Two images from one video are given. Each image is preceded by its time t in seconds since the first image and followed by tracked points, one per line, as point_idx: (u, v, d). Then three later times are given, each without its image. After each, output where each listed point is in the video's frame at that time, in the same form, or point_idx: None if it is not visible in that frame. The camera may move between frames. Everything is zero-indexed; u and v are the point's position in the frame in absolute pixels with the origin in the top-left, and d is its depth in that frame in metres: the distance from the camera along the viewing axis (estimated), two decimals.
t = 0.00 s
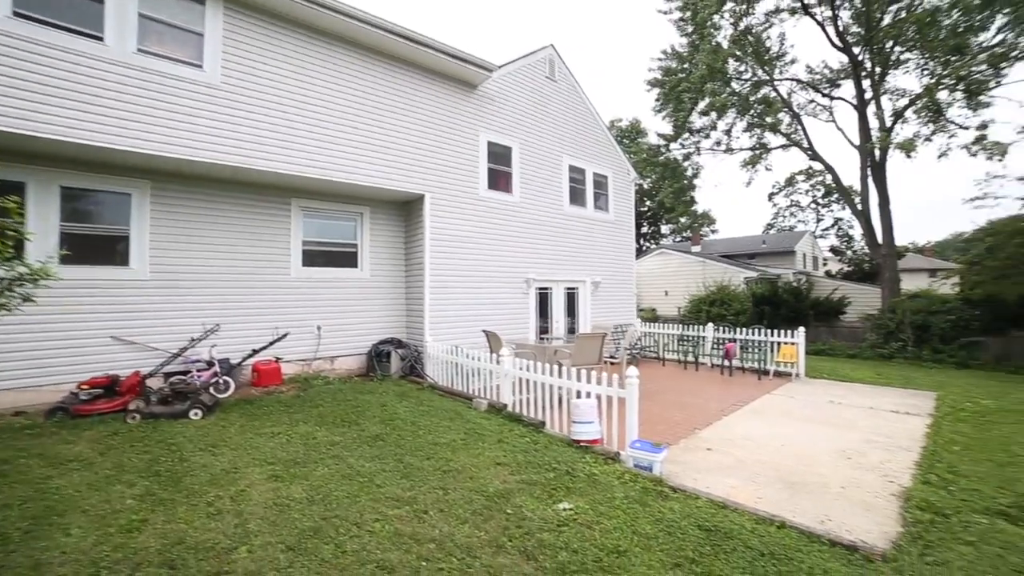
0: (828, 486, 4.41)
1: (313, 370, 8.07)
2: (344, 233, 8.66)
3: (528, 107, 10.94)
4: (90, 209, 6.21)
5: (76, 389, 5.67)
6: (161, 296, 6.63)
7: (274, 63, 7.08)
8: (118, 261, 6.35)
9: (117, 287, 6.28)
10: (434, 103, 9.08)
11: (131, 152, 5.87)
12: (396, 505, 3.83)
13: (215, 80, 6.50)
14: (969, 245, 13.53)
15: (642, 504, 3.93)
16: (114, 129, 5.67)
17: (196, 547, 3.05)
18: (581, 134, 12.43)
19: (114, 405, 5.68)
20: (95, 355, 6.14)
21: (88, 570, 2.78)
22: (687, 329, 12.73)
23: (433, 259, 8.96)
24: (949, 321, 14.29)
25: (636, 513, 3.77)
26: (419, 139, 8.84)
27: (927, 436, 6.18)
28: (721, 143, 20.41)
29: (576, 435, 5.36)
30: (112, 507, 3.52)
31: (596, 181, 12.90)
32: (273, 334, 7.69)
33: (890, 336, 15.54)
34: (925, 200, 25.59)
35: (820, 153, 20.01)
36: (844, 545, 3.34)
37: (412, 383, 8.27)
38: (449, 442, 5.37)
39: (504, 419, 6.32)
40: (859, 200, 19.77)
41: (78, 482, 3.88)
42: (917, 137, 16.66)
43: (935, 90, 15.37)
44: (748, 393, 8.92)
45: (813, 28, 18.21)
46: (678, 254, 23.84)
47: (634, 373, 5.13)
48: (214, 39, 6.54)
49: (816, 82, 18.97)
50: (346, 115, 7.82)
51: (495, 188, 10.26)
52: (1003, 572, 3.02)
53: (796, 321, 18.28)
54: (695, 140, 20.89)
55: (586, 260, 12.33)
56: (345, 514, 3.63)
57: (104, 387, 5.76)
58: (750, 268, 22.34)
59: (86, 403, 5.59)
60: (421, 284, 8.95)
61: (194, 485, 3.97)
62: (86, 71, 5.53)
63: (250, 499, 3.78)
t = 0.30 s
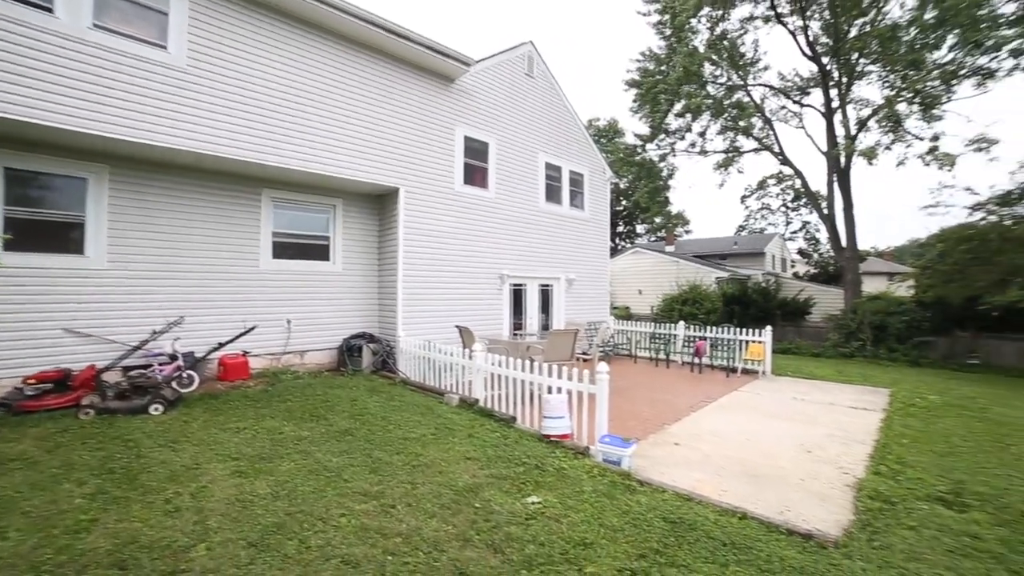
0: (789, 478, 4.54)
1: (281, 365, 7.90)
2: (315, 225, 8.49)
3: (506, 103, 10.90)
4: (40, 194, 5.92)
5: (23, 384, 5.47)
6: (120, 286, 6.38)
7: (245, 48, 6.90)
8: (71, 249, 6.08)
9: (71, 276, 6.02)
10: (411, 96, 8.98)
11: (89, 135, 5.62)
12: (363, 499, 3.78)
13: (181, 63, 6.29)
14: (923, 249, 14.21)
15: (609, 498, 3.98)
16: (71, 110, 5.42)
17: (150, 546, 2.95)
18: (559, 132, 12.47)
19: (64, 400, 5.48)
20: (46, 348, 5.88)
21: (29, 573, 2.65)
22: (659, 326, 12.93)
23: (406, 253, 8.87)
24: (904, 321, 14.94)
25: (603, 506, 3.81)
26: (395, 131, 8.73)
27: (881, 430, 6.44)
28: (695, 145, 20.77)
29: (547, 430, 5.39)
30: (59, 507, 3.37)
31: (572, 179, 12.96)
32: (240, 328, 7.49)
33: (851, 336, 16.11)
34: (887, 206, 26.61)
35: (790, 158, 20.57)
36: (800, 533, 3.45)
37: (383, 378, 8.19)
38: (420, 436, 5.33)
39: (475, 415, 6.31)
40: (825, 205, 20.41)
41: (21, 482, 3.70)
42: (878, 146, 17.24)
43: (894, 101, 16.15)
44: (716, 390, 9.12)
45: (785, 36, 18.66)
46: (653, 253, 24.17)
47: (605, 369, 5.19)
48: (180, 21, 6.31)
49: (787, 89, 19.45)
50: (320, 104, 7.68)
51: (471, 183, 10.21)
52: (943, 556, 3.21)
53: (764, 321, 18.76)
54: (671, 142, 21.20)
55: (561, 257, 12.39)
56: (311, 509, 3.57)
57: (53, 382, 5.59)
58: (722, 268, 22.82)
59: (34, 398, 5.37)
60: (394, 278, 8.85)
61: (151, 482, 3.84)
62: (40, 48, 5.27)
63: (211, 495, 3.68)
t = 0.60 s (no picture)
0: (751, 470, 4.66)
1: (247, 362, 7.68)
2: (282, 218, 8.27)
3: (480, 99, 10.83)
4: None
5: None
6: (70, 278, 6.08)
7: (211, 31, 6.68)
8: (15, 238, 5.77)
9: (15, 267, 5.71)
10: (384, 88, 8.84)
11: (38, 117, 5.34)
12: (328, 497, 3.70)
13: (141, 45, 6.04)
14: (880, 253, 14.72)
15: (578, 492, 4.00)
16: (18, 89, 5.14)
17: (95, 552, 2.81)
18: (533, 129, 12.47)
19: (6, 400, 5.12)
20: None
21: None
22: (631, 324, 13.10)
23: (377, 248, 8.74)
24: (862, 320, 15.54)
25: (571, 500, 3.83)
26: (367, 124, 8.59)
27: (838, 423, 6.69)
28: (668, 146, 21.08)
29: (517, 426, 5.39)
30: None
31: (546, 177, 12.98)
32: (203, 323, 7.24)
33: (813, 334, 16.65)
34: (849, 210, 27.60)
35: (758, 161, 21.10)
36: (760, 522, 3.54)
37: (353, 375, 8.05)
38: (388, 433, 5.26)
39: (445, 411, 6.26)
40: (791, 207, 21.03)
41: None
42: (839, 152, 17.83)
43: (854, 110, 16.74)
44: (684, 386, 9.29)
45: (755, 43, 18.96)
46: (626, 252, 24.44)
47: (575, 365, 5.22)
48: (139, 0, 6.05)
49: (756, 94, 19.90)
50: (288, 93, 7.50)
51: (444, 179, 10.11)
52: (889, 538, 3.37)
53: (732, 319, 19.21)
54: (644, 142, 21.46)
55: (534, 255, 12.42)
56: (272, 508, 3.47)
57: None
58: (692, 268, 23.26)
59: None
60: (365, 273, 8.71)
61: (100, 485, 3.67)
62: None
63: (166, 496, 3.54)
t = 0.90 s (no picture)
0: (716, 462, 4.76)
1: (209, 361, 7.43)
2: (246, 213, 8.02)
3: (453, 94, 10.73)
4: None
5: None
6: (14, 274, 5.76)
7: (171, 16, 6.44)
8: None
9: None
10: (355, 81, 8.68)
11: None
12: (293, 497, 3.61)
13: (95, 27, 5.76)
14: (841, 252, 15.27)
15: (547, 486, 4.01)
16: None
17: (35, 564, 2.65)
18: (507, 126, 12.44)
19: None
20: None
21: None
22: (602, 321, 13.24)
23: (346, 243, 8.57)
24: (823, 317, 16.12)
25: (540, 495, 3.84)
26: (337, 117, 8.42)
27: (799, 415, 6.91)
28: (639, 146, 21.37)
29: (487, 422, 5.38)
30: None
31: (519, 175, 12.98)
32: (160, 321, 6.96)
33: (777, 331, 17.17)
34: (812, 211, 28.56)
35: (726, 162, 21.61)
36: (723, 510, 3.63)
37: (322, 373, 7.89)
38: (357, 431, 5.17)
39: (415, 408, 6.20)
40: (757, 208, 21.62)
41: None
42: (801, 154, 18.39)
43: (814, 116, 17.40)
44: (654, 381, 9.44)
45: (723, 48, 19.49)
46: (597, 251, 24.69)
47: (545, 360, 5.23)
48: None
49: (725, 97, 20.36)
50: (254, 83, 7.30)
51: (416, 174, 10.00)
52: (842, 521, 3.52)
53: (700, 317, 19.62)
54: (617, 141, 21.68)
55: (506, 252, 12.41)
56: (233, 509, 3.37)
57: None
58: (662, 266, 23.67)
59: None
60: (334, 269, 8.54)
61: (44, 491, 3.48)
62: None
63: (117, 502, 3.39)
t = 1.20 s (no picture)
0: (682, 454, 4.85)
1: (166, 361, 7.14)
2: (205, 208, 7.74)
3: (424, 89, 10.60)
4: None
5: None
6: None
7: None
8: None
9: None
10: (322, 72, 8.48)
11: None
12: (254, 499, 3.50)
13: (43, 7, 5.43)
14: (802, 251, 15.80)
15: (516, 481, 4.01)
16: None
17: None
18: (478, 123, 12.38)
19: None
20: None
21: None
22: (573, 318, 13.33)
23: (313, 239, 8.38)
24: (786, 313, 16.66)
25: (510, 489, 3.84)
26: (304, 110, 8.21)
27: (762, 407, 7.12)
28: (610, 145, 21.59)
29: (457, 418, 5.35)
30: None
31: (490, 172, 12.94)
32: (111, 319, 6.62)
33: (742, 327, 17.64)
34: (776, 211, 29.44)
35: (695, 162, 22.05)
36: (688, 500, 3.70)
37: (287, 372, 7.69)
38: (323, 430, 5.07)
39: (385, 407, 6.11)
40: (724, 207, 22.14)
41: None
42: (766, 155, 18.89)
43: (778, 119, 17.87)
44: (623, 377, 9.57)
45: (692, 50, 19.89)
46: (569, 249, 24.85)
47: (514, 356, 5.23)
48: None
49: (694, 98, 20.75)
50: (216, 72, 7.04)
51: (385, 170, 9.85)
52: (799, 506, 3.65)
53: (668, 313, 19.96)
54: (589, 140, 21.85)
55: (478, 249, 12.37)
56: (189, 514, 3.24)
57: None
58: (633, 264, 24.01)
59: None
60: (300, 266, 8.34)
61: None
62: None
63: (60, 512, 3.21)
